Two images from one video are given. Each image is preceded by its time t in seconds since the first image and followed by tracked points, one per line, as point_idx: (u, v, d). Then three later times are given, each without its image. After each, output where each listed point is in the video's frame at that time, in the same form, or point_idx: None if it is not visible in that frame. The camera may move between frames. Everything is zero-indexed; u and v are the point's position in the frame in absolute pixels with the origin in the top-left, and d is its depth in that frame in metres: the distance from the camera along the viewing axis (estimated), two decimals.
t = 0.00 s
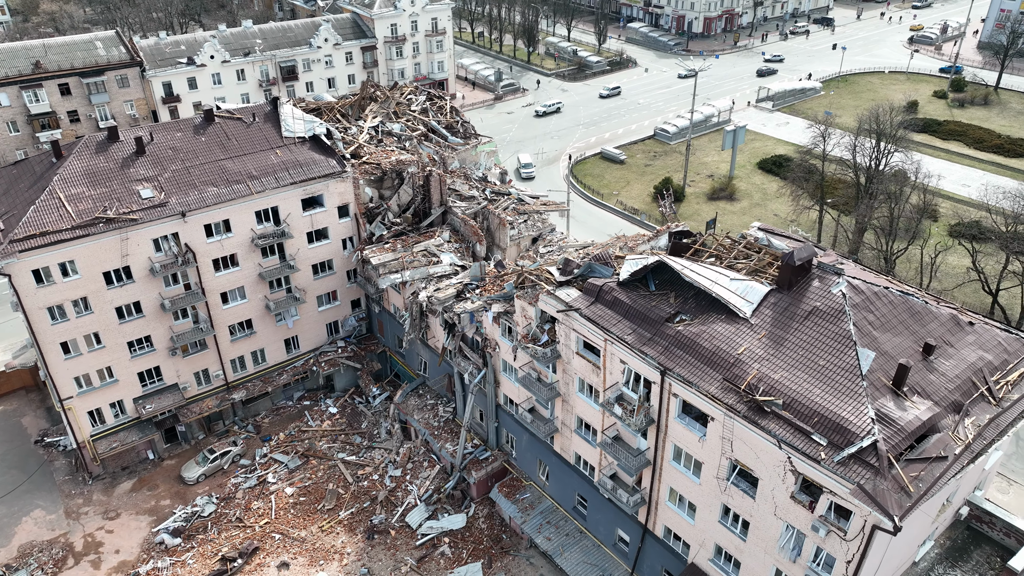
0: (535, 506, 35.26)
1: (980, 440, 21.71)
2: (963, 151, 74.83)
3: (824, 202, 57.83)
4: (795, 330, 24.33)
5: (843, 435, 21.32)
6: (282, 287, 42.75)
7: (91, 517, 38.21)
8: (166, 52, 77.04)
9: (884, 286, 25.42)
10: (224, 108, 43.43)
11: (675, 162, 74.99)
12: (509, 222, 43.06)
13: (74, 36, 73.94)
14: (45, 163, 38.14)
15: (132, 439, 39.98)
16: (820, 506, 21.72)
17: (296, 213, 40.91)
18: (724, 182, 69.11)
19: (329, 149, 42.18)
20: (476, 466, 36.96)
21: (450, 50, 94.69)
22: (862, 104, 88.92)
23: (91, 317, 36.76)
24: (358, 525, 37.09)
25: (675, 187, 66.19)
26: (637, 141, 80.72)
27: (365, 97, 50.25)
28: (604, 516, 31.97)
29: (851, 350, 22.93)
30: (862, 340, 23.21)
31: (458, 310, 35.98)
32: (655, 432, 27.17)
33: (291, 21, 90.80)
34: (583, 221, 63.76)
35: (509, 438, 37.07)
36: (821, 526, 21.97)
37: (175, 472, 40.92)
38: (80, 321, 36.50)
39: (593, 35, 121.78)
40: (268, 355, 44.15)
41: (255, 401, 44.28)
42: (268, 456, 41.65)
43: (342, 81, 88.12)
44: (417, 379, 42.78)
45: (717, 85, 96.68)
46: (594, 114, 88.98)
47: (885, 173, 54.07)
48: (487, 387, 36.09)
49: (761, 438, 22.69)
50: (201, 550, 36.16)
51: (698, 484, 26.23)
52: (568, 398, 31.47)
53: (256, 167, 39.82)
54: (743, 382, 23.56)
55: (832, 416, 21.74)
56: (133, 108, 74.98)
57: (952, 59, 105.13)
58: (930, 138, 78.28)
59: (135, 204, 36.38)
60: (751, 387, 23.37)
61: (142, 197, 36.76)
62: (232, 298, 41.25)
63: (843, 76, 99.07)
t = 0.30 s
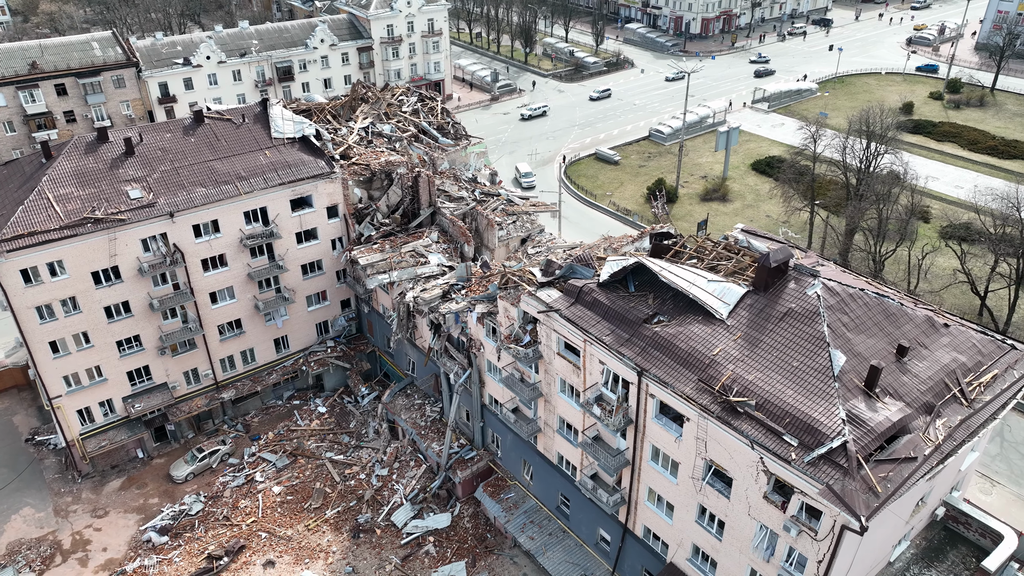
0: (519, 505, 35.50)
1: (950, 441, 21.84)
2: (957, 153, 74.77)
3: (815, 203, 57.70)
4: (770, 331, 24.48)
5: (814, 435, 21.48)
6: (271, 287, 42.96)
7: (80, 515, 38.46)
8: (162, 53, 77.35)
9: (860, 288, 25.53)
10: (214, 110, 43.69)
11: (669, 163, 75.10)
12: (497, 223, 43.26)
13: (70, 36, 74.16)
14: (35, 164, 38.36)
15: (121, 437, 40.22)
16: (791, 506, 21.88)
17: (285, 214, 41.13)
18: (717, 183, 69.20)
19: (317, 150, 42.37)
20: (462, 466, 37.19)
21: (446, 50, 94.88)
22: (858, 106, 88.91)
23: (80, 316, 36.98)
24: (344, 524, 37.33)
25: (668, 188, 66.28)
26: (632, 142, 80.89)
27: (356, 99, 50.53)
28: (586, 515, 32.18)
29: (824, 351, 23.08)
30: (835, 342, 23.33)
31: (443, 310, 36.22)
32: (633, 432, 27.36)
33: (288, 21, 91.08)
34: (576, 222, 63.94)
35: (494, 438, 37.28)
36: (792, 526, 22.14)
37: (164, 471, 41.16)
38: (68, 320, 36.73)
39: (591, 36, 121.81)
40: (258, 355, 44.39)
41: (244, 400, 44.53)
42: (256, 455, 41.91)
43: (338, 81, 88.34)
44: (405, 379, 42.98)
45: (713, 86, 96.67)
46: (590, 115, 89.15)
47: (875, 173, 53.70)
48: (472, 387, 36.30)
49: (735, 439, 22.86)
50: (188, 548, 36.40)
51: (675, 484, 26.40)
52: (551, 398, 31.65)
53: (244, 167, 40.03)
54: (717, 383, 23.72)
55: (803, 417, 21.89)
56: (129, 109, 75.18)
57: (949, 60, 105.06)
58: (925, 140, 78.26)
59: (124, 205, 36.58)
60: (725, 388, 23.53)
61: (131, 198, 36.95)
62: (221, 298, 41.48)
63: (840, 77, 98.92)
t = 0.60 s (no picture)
0: (502, 505, 35.75)
1: (919, 442, 21.98)
2: (949, 154, 74.81)
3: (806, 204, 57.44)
4: (744, 333, 24.62)
5: (783, 436, 21.64)
6: (259, 287, 43.13)
7: (67, 514, 38.68)
8: (156, 54, 77.57)
9: (834, 289, 25.65)
10: (202, 111, 43.87)
11: (662, 164, 75.24)
12: (484, 224, 43.42)
13: (65, 38, 74.36)
14: (23, 165, 38.49)
15: (109, 437, 40.40)
16: (761, 506, 22.07)
17: (272, 214, 41.33)
18: (709, 184, 69.39)
19: (305, 151, 42.54)
20: (446, 466, 37.42)
21: (441, 52, 95.09)
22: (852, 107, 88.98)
23: (67, 317, 37.11)
24: (329, 523, 37.56)
25: (659, 189, 66.45)
26: (625, 143, 81.06)
27: (345, 100, 50.80)
28: (567, 515, 32.38)
29: (796, 353, 23.22)
30: (808, 343, 23.48)
31: (427, 311, 36.48)
32: (610, 432, 27.55)
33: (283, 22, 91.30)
34: (567, 222, 64.20)
35: (479, 439, 37.50)
36: (762, 526, 22.31)
37: (152, 470, 41.34)
38: (55, 320, 36.87)
39: (587, 37, 121.98)
40: (246, 355, 44.59)
41: (232, 400, 44.74)
42: (244, 454, 42.13)
43: (333, 82, 88.55)
44: (393, 379, 43.20)
45: (708, 87, 96.72)
46: (584, 116, 89.36)
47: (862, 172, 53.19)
48: (456, 387, 36.51)
49: (707, 439, 23.03)
50: (173, 547, 36.61)
51: (651, 484, 26.59)
52: (532, 399, 31.84)
53: (231, 169, 40.20)
54: (690, 384, 23.90)
55: (774, 418, 22.05)
56: (123, 109, 75.35)
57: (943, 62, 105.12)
58: (917, 141, 78.34)
59: (110, 206, 36.70)
60: (698, 389, 23.69)
61: (117, 199, 37.06)
62: (209, 298, 41.66)
63: (835, 78, 98.91)
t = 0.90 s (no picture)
0: (485, 504, 35.99)
1: (889, 442, 22.04)
2: (941, 155, 74.90)
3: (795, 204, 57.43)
4: (718, 333, 24.75)
5: (753, 436, 21.81)
6: (247, 288, 43.31)
7: (54, 513, 38.85)
8: (150, 54, 77.79)
9: (809, 290, 25.74)
10: (190, 112, 44.05)
11: (654, 165, 75.37)
12: (471, 225, 43.62)
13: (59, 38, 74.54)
14: (10, 166, 38.59)
15: (96, 436, 40.54)
16: (732, 506, 22.24)
17: (259, 215, 41.51)
18: (700, 185, 69.58)
19: (292, 152, 42.73)
20: (430, 465, 37.66)
21: (435, 52, 95.29)
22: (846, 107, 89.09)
23: (53, 317, 37.22)
24: (314, 522, 37.80)
25: (650, 191, 66.59)
26: (618, 144, 81.18)
27: (335, 101, 51.10)
28: (548, 515, 32.61)
29: (768, 354, 23.34)
30: (780, 344, 23.60)
31: (411, 311, 36.74)
32: (588, 432, 27.74)
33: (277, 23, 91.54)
34: (557, 223, 64.43)
35: (463, 439, 37.73)
36: (733, 525, 22.49)
37: (139, 469, 41.52)
38: (42, 321, 36.96)
39: (582, 37, 122.13)
40: (234, 355, 44.78)
41: (221, 400, 44.94)
42: (231, 454, 42.33)
43: (327, 83, 88.78)
44: (379, 379, 43.44)
45: (702, 88, 96.72)
46: (578, 117, 89.59)
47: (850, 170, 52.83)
48: (440, 387, 36.70)
49: (679, 439, 23.21)
50: (159, 546, 36.79)
51: (627, 483, 26.78)
52: (513, 399, 32.04)
53: (218, 170, 40.37)
54: (663, 385, 24.07)
55: (744, 418, 22.20)
56: (118, 110, 75.54)
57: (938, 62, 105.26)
58: (909, 142, 78.47)
59: (97, 207, 36.78)
60: (671, 389, 23.85)
61: (104, 200, 37.14)
62: (196, 299, 41.81)
63: (829, 79, 99.03)
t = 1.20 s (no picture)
0: (472, 503, 36.25)
1: (864, 444, 22.06)
2: (939, 157, 74.75)
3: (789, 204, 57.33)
4: (697, 335, 24.86)
5: (728, 437, 21.92)
6: (240, 287, 43.58)
7: (47, 509, 39.06)
8: (151, 54, 78.24)
9: (789, 292, 25.81)
10: (185, 113, 44.36)
11: (651, 166, 75.41)
12: (462, 226, 43.85)
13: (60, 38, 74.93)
14: (5, 165, 38.86)
15: (90, 433, 40.83)
16: (707, 506, 22.36)
17: (252, 215, 41.81)
18: (697, 186, 69.60)
19: (285, 153, 43.03)
20: (419, 464, 37.94)
21: (435, 53, 95.60)
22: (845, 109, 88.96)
23: (47, 315, 37.50)
24: (303, 520, 38.09)
25: (647, 192, 66.64)
26: (616, 145, 81.20)
27: (330, 102, 51.47)
28: (533, 514, 32.84)
29: (745, 356, 23.45)
30: (757, 346, 23.70)
31: (400, 311, 37.07)
32: (570, 432, 27.91)
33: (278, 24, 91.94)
34: (553, 223, 64.79)
35: (451, 438, 37.98)
36: (709, 526, 22.61)
37: (132, 466, 41.78)
38: (35, 319, 37.25)
39: (583, 38, 122.19)
40: (227, 353, 45.06)
41: (214, 398, 45.26)
42: (223, 452, 42.63)
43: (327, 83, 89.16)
44: (371, 378, 43.70)
45: (702, 89, 96.39)
46: (577, 118, 89.76)
47: (846, 171, 52.59)
48: (428, 387, 36.93)
49: (655, 440, 23.33)
50: (150, 542, 37.03)
51: (607, 483, 26.95)
52: (498, 399, 32.23)
53: (211, 170, 40.69)
54: (642, 385, 24.21)
55: (720, 419, 22.32)
56: (118, 110, 75.86)
57: (938, 64, 105.05)
58: (908, 144, 78.33)
59: (90, 206, 37.10)
60: (648, 390, 24.00)
61: (97, 199, 37.45)
62: (189, 297, 42.10)
63: (829, 80, 98.88)
